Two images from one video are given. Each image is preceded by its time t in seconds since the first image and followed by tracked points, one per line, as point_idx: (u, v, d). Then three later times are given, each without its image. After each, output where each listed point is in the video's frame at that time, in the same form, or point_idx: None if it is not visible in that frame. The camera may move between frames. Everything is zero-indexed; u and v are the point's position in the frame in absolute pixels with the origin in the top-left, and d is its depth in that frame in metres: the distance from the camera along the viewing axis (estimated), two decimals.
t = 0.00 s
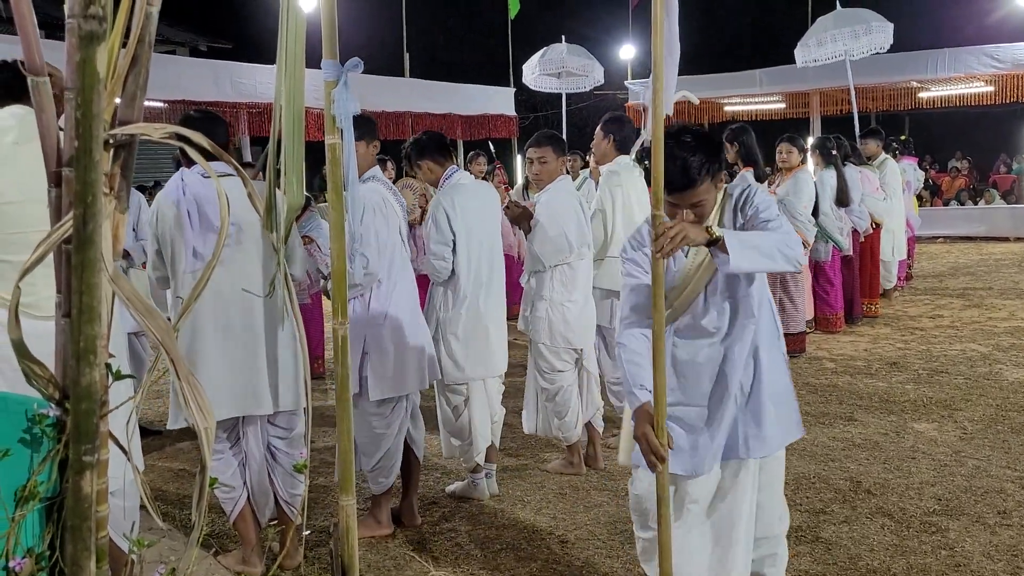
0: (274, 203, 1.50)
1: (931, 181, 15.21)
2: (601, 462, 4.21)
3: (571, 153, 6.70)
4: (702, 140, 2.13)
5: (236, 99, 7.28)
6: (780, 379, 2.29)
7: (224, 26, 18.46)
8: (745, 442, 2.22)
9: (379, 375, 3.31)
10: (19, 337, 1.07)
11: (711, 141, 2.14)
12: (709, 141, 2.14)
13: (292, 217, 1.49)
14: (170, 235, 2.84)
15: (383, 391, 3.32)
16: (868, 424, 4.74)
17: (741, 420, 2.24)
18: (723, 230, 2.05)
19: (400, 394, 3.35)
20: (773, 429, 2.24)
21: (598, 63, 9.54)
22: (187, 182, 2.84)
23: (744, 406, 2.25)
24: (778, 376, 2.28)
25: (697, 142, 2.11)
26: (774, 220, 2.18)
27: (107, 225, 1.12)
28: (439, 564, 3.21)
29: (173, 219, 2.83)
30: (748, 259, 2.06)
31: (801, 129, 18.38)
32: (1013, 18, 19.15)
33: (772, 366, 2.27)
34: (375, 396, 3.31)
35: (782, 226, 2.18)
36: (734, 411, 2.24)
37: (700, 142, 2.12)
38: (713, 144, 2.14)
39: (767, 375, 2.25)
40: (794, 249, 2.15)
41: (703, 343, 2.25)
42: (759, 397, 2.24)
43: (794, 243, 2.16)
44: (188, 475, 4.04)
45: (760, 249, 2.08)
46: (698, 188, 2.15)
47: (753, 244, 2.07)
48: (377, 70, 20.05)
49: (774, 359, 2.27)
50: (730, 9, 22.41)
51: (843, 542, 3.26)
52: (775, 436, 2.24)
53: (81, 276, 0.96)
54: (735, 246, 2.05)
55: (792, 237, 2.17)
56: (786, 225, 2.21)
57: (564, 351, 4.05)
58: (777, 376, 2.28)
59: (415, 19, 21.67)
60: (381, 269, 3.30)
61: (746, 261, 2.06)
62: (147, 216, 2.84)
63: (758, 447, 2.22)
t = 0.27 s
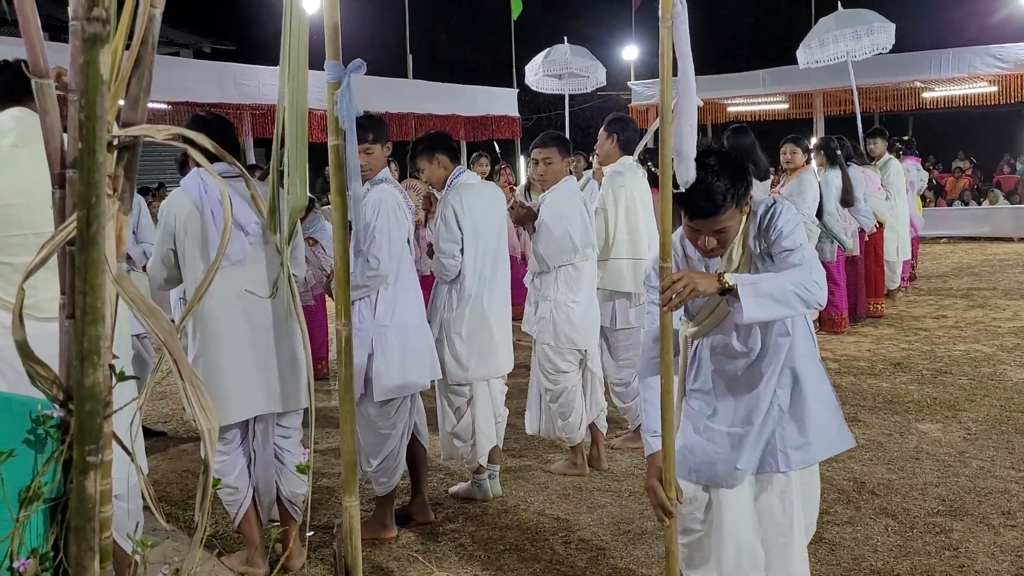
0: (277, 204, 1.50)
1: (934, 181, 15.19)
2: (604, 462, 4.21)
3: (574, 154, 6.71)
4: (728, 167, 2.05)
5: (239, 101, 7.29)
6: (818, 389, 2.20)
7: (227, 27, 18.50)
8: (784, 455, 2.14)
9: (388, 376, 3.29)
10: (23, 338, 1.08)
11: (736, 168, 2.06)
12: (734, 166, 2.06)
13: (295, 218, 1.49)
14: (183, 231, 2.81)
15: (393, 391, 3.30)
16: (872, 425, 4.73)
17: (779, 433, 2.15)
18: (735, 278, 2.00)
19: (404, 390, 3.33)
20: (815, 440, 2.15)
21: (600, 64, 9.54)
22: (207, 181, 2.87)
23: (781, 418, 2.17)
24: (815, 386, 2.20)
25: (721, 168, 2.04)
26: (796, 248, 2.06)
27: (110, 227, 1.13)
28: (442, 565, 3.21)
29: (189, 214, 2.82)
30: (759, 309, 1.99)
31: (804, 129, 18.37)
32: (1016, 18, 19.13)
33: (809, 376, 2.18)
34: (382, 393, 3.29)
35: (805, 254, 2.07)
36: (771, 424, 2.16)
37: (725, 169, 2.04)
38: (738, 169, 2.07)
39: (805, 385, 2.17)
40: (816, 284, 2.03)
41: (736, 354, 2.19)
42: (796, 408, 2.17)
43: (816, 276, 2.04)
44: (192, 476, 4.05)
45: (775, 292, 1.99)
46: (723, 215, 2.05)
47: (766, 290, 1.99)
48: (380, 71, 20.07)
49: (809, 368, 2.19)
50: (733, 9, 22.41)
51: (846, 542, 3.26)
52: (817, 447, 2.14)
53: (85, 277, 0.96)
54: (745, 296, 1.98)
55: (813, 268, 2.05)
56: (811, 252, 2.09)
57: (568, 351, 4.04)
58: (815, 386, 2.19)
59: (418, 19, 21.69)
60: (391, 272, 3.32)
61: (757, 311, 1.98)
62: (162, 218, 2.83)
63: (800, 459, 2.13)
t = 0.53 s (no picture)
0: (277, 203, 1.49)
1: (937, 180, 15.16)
2: (606, 461, 4.21)
3: (576, 153, 6.73)
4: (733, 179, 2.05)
5: (241, 101, 7.30)
6: (837, 392, 2.17)
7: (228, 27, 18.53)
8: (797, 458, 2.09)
9: (397, 374, 3.31)
10: (26, 338, 1.08)
11: (742, 181, 2.06)
12: (739, 179, 2.06)
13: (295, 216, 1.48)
14: (188, 227, 2.81)
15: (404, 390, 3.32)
16: (875, 424, 4.72)
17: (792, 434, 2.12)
18: (738, 301, 1.99)
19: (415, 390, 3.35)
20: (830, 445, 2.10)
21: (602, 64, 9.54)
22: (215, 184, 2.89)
23: (796, 419, 2.13)
24: (833, 391, 2.16)
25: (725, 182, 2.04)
26: (802, 261, 2.04)
27: (112, 226, 1.13)
28: (445, 565, 3.21)
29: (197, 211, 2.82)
30: (764, 332, 1.97)
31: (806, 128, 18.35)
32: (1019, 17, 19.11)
33: (826, 379, 2.15)
34: (394, 392, 3.30)
35: (812, 266, 2.05)
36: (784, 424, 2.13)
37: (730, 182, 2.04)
38: (743, 183, 2.06)
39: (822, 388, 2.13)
40: (822, 299, 2.02)
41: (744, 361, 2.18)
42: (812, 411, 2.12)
43: (822, 291, 2.02)
44: (194, 475, 4.05)
45: (780, 312, 1.97)
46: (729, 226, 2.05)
47: (770, 312, 1.97)
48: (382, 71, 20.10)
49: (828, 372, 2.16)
50: (735, 9, 22.41)
51: (849, 542, 3.26)
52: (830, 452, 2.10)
53: (87, 276, 0.96)
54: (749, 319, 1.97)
55: (819, 283, 2.04)
56: (817, 264, 2.07)
57: (571, 351, 4.04)
58: (833, 389, 2.16)
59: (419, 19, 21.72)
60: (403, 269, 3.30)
61: (762, 334, 1.97)
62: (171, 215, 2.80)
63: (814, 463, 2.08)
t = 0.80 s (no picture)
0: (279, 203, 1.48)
1: (939, 179, 15.14)
2: (608, 461, 4.20)
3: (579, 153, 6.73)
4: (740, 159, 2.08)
5: (243, 101, 7.31)
6: (840, 397, 2.19)
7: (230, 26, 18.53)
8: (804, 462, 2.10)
9: (404, 373, 3.31)
10: (26, 338, 1.07)
11: (749, 164, 2.09)
12: (747, 161, 2.09)
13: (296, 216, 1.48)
14: (193, 225, 2.81)
15: (410, 389, 3.32)
16: (877, 424, 4.71)
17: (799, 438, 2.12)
18: (737, 328, 1.97)
19: (422, 390, 3.35)
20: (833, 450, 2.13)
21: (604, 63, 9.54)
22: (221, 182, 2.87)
23: (804, 423, 2.13)
24: (836, 395, 2.18)
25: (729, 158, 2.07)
26: (803, 273, 2.02)
27: (112, 226, 1.13)
28: (447, 565, 3.21)
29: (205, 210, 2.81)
30: (765, 357, 1.96)
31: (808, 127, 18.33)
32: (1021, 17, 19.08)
33: (831, 383, 2.17)
34: (400, 392, 3.30)
35: (814, 276, 2.02)
36: (791, 428, 2.12)
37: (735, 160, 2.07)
38: (751, 166, 2.09)
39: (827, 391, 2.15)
40: (823, 312, 2.01)
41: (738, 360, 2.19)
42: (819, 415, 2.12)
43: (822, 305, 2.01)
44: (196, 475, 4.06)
45: (781, 334, 1.96)
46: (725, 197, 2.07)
47: (769, 334, 1.96)
48: (383, 71, 20.10)
49: (831, 376, 2.18)
50: (737, 9, 22.39)
51: (851, 541, 3.25)
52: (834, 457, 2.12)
53: (88, 277, 0.96)
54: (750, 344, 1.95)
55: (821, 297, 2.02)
56: (820, 274, 2.05)
57: (575, 351, 4.04)
58: (836, 393, 2.18)
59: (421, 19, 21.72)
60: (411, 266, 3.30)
61: (764, 358, 1.96)
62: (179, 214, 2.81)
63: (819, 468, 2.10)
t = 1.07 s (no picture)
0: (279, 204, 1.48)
1: (941, 179, 15.12)
2: (610, 461, 4.20)
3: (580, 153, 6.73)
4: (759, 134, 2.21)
5: (245, 101, 7.31)
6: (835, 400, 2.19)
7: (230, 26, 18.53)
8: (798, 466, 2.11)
9: (407, 374, 3.30)
10: (26, 338, 1.07)
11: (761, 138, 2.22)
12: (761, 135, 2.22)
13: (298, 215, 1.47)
14: (196, 224, 2.80)
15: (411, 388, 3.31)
16: (879, 424, 4.71)
17: (792, 441, 2.12)
18: (734, 355, 1.94)
19: (426, 390, 3.35)
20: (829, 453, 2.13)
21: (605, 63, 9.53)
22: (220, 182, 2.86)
23: (797, 426, 2.13)
24: (831, 398, 2.18)
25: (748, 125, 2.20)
26: (806, 273, 2.03)
27: (113, 226, 1.12)
28: (449, 566, 3.20)
29: (207, 210, 2.80)
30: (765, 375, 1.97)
31: (810, 127, 18.32)
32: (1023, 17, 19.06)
33: (826, 387, 2.17)
34: (403, 391, 3.31)
35: (814, 280, 2.03)
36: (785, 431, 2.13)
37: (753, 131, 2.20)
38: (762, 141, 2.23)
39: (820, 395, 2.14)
40: (817, 317, 2.02)
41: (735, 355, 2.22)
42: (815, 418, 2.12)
43: (818, 310, 2.02)
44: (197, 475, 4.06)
45: (778, 351, 1.97)
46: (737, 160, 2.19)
47: (767, 352, 1.96)
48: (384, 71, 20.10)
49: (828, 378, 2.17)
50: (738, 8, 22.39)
51: (853, 542, 3.25)
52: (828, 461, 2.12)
53: (87, 277, 0.96)
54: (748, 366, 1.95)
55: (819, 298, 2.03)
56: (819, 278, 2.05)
57: (575, 351, 4.03)
58: (833, 397, 2.17)
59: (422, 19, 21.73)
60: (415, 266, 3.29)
61: (762, 376, 1.97)
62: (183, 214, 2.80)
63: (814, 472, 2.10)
